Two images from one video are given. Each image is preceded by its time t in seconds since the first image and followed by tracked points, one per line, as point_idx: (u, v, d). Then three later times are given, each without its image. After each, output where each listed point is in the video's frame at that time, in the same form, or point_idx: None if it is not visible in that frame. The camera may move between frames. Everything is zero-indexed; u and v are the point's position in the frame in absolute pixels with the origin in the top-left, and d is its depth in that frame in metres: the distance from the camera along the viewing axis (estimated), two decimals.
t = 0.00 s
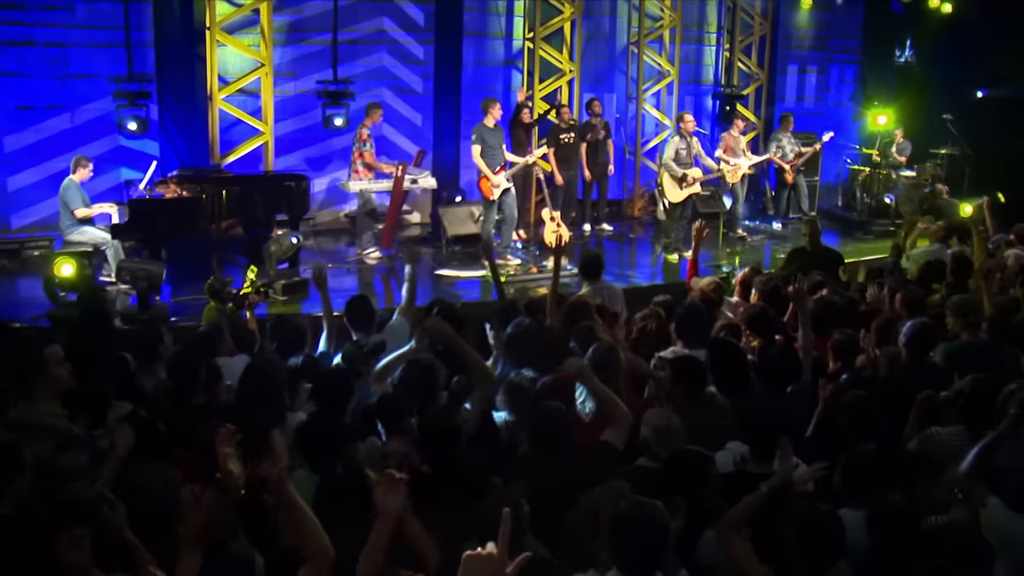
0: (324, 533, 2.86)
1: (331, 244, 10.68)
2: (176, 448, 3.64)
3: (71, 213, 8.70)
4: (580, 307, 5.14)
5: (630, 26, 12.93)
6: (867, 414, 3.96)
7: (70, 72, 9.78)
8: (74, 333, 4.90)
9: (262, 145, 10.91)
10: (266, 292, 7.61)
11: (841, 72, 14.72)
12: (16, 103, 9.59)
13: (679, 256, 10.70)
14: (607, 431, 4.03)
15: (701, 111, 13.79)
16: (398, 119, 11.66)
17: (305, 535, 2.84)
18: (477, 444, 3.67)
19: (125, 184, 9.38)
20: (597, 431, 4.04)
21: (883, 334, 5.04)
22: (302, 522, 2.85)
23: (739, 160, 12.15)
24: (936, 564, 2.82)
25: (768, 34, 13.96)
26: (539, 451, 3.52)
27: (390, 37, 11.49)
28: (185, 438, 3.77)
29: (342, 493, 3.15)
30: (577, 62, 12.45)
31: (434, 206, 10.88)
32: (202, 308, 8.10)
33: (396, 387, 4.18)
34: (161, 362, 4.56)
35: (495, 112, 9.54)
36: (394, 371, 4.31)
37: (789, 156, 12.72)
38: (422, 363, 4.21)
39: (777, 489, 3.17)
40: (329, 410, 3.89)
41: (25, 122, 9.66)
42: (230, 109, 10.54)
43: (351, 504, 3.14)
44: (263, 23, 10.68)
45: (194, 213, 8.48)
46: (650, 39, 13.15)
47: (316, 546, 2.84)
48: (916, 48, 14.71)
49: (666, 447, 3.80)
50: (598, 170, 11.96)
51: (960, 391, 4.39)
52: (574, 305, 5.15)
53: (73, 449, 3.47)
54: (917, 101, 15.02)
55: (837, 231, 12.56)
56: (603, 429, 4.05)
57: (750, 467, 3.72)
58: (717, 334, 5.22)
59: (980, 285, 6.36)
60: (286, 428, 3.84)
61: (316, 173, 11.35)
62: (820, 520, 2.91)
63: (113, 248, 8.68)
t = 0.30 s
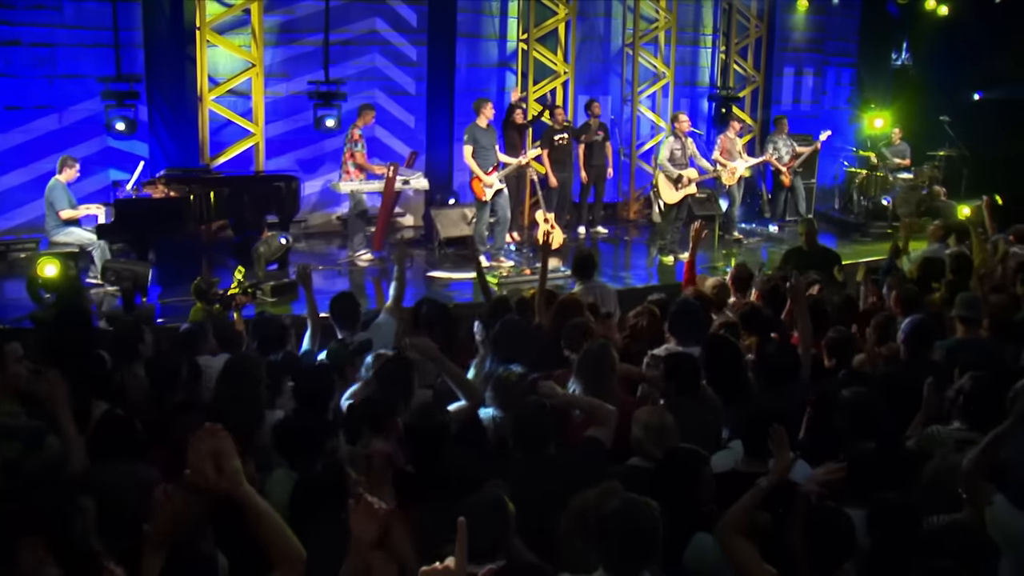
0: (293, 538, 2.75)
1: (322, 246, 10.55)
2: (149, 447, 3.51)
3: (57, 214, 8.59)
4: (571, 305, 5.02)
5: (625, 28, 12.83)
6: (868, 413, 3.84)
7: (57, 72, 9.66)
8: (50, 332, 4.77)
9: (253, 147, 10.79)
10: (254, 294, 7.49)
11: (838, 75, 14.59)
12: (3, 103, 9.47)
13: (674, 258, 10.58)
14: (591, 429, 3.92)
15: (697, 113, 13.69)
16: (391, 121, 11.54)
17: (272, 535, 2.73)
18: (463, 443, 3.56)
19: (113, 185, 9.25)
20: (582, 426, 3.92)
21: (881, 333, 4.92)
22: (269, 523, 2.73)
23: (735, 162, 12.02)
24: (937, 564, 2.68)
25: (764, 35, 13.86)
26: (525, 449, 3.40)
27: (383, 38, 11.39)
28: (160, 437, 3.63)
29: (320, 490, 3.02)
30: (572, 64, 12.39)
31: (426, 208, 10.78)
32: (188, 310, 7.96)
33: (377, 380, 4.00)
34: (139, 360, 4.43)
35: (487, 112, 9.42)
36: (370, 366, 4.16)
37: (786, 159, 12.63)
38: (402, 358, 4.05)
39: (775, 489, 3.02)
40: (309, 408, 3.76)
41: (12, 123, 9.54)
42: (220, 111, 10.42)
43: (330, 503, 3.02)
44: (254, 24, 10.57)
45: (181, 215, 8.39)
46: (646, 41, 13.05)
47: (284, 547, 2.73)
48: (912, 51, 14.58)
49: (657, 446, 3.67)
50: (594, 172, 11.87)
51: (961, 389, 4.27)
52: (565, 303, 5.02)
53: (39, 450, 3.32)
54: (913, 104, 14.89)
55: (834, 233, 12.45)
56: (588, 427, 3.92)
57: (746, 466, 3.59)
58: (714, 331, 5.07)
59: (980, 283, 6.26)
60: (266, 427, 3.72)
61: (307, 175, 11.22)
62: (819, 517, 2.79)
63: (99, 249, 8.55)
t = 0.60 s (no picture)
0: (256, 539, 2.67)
1: (309, 248, 10.40)
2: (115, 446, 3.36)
3: (35, 214, 8.45)
4: (557, 302, 4.87)
5: (614, 28, 12.74)
6: (862, 410, 3.71)
7: (37, 72, 9.51)
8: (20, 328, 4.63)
9: (237, 148, 10.63)
10: (235, 294, 7.42)
11: (828, 76, 14.63)
12: None
13: (664, 259, 10.48)
14: (573, 425, 3.80)
15: (687, 115, 13.59)
16: (378, 122, 11.42)
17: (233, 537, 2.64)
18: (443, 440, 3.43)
19: (93, 185, 9.10)
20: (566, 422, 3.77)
21: (875, 330, 4.80)
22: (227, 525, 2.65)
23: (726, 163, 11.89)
24: (940, 561, 2.56)
25: (754, 36, 13.74)
26: (507, 446, 3.27)
27: (369, 39, 11.27)
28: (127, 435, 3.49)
29: (292, 487, 2.89)
30: (560, 64, 12.22)
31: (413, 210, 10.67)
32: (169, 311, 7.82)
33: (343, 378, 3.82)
34: (110, 357, 4.29)
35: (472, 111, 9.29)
36: (344, 361, 3.99)
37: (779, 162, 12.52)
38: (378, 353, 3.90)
39: (769, 488, 2.89)
40: (284, 405, 3.64)
41: None
42: (204, 111, 10.28)
43: (303, 499, 2.88)
44: (238, 23, 10.43)
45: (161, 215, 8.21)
46: (635, 41, 12.95)
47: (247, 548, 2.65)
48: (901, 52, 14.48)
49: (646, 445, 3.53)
50: (589, 174, 11.88)
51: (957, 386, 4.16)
52: (550, 300, 4.85)
53: None
54: (904, 106, 14.76)
55: (825, 235, 12.34)
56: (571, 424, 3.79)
57: (737, 464, 3.46)
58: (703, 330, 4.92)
59: (974, 281, 6.16)
60: (239, 424, 3.59)
61: (293, 177, 11.08)
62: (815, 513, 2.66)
63: (78, 250, 8.40)
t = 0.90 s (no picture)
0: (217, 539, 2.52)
1: (290, 248, 10.24)
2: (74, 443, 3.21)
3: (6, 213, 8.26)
4: (539, 297, 4.73)
5: (597, 27, 12.63)
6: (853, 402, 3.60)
7: (9, 69, 9.31)
8: None
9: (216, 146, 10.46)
10: (211, 293, 7.26)
11: (813, 76, 14.33)
12: None
13: (648, 257, 10.37)
14: (555, 421, 3.64)
15: (671, 114, 13.49)
16: (359, 121, 11.27)
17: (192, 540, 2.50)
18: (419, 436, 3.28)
19: (67, 184, 8.92)
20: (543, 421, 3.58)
21: (862, 323, 4.70)
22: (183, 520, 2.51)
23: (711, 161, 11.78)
24: (935, 557, 2.43)
25: (739, 35, 13.66)
26: (484, 442, 3.13)
27: (350, 36, 11.11)
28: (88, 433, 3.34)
29: (257, 485, 2.74)
30: (543, 62, 12.11)
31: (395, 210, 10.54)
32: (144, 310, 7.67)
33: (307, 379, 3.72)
34: (74, 354, 4.13)
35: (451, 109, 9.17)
36: (313, 355, 3.83)
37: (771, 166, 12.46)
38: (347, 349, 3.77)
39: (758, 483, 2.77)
40: (253, 401, 3.49)
41: None
42: (182, 109, 10.10)
43: (270, 496, 2.74)
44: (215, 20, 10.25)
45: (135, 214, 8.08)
46: (618, 40, 12.84)
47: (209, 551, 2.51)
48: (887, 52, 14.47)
49: (630, 443, 3.28)
50: (572, 172, 11.77)
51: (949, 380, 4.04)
52: (529, 294, 4.72)
53: None
54: (889, 105, 14.76)
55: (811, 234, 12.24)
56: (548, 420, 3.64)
57: (727, 460, 3.32)
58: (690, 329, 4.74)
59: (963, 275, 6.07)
60: (206, 420, 3.44)
61: (272, 176, 10.92)
62: (806, 507, 2.53)
63: (51, 249, 8.22)
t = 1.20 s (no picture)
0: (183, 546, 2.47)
1: (274, 246, 10.09)
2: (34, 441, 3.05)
3: None
4: (524, 289, 4.61)
5: (585, 23, 12.52)
6: (846, 395, 3.48)
7: None
8: None
9: (198, 143, 10.30)
10: (190, 290, 7.12)
11: (801, 73, 14.33)
12: None
13: (636, 255, 10.25)
14: (541, 417, 3.48)
15: (659, 111, 13.37)
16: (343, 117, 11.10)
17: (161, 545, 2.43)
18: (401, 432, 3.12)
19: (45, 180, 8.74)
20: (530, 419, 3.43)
21: (856, 315, 4.58)
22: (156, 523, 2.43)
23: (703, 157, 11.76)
24: (938, 554, 2.31)
25: (727, 32, 13.59)
26: (469, 436, 3.00)
27: (334, 32, 10.95)
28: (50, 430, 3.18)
29: (225, 482, 2.61)
30: (530, 58, 11.99)
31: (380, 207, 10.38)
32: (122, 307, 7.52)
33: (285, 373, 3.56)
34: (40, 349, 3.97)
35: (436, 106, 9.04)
36: (289, 347, 3.67)
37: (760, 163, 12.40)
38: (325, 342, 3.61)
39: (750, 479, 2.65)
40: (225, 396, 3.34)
41: None
42: (163, 105, 9.92)
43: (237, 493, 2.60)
44: (197, 15, 10.08)
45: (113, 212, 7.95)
46: (605, 37, 12.73)
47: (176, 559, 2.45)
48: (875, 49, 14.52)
49: (618, 441, 3.12)
50: (560, 169, 11.64)
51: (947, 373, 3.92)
52: (514, 286, 4.60)
53: None
54: (877, 103, 14.83)
55: (801, 231, 12.13)
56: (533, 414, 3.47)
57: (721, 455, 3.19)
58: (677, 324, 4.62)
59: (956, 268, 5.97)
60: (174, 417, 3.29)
61: (255, 174, 10.75)
62: (799, 502, 2.41)
63: (27, 246, 8.05)
